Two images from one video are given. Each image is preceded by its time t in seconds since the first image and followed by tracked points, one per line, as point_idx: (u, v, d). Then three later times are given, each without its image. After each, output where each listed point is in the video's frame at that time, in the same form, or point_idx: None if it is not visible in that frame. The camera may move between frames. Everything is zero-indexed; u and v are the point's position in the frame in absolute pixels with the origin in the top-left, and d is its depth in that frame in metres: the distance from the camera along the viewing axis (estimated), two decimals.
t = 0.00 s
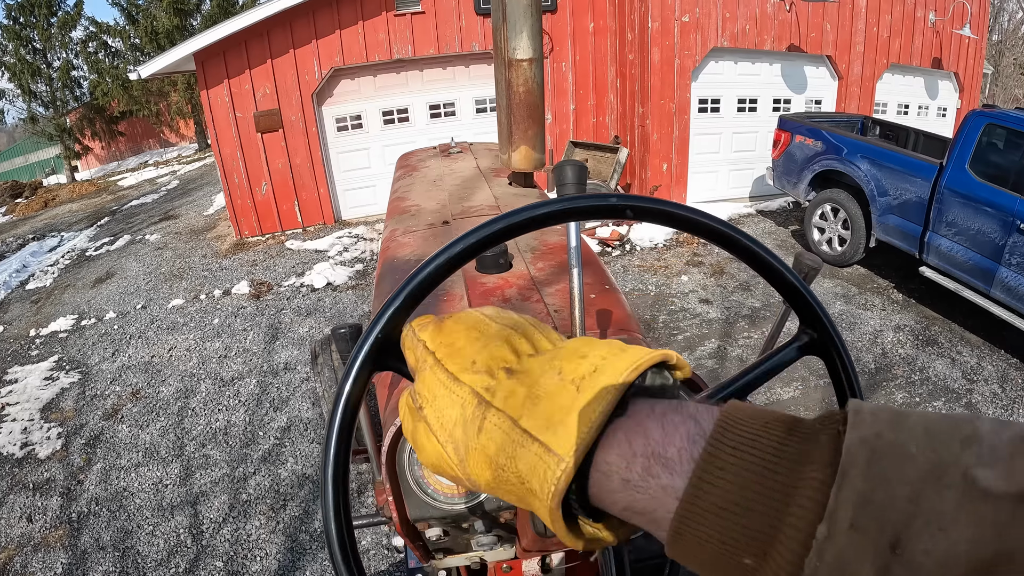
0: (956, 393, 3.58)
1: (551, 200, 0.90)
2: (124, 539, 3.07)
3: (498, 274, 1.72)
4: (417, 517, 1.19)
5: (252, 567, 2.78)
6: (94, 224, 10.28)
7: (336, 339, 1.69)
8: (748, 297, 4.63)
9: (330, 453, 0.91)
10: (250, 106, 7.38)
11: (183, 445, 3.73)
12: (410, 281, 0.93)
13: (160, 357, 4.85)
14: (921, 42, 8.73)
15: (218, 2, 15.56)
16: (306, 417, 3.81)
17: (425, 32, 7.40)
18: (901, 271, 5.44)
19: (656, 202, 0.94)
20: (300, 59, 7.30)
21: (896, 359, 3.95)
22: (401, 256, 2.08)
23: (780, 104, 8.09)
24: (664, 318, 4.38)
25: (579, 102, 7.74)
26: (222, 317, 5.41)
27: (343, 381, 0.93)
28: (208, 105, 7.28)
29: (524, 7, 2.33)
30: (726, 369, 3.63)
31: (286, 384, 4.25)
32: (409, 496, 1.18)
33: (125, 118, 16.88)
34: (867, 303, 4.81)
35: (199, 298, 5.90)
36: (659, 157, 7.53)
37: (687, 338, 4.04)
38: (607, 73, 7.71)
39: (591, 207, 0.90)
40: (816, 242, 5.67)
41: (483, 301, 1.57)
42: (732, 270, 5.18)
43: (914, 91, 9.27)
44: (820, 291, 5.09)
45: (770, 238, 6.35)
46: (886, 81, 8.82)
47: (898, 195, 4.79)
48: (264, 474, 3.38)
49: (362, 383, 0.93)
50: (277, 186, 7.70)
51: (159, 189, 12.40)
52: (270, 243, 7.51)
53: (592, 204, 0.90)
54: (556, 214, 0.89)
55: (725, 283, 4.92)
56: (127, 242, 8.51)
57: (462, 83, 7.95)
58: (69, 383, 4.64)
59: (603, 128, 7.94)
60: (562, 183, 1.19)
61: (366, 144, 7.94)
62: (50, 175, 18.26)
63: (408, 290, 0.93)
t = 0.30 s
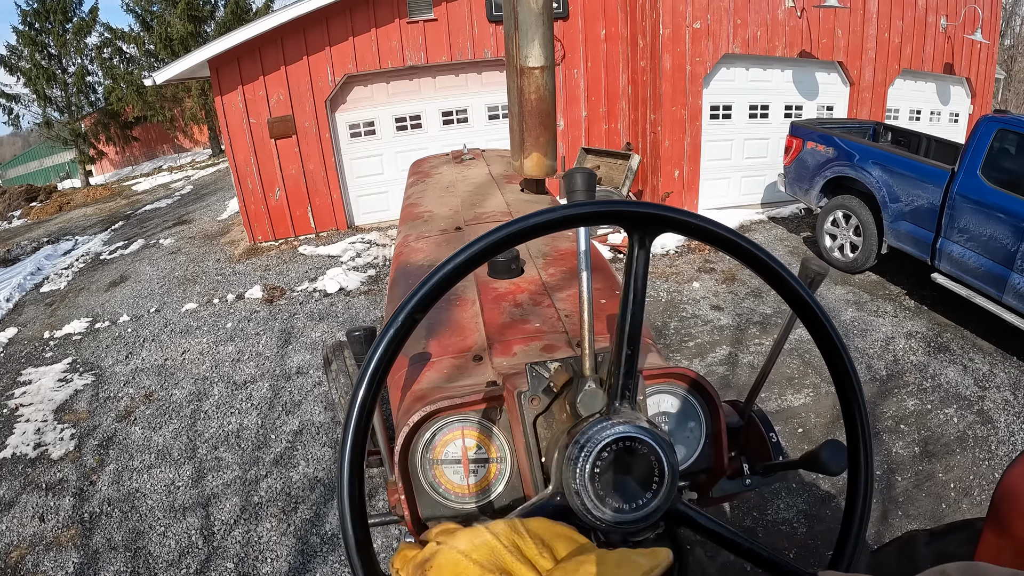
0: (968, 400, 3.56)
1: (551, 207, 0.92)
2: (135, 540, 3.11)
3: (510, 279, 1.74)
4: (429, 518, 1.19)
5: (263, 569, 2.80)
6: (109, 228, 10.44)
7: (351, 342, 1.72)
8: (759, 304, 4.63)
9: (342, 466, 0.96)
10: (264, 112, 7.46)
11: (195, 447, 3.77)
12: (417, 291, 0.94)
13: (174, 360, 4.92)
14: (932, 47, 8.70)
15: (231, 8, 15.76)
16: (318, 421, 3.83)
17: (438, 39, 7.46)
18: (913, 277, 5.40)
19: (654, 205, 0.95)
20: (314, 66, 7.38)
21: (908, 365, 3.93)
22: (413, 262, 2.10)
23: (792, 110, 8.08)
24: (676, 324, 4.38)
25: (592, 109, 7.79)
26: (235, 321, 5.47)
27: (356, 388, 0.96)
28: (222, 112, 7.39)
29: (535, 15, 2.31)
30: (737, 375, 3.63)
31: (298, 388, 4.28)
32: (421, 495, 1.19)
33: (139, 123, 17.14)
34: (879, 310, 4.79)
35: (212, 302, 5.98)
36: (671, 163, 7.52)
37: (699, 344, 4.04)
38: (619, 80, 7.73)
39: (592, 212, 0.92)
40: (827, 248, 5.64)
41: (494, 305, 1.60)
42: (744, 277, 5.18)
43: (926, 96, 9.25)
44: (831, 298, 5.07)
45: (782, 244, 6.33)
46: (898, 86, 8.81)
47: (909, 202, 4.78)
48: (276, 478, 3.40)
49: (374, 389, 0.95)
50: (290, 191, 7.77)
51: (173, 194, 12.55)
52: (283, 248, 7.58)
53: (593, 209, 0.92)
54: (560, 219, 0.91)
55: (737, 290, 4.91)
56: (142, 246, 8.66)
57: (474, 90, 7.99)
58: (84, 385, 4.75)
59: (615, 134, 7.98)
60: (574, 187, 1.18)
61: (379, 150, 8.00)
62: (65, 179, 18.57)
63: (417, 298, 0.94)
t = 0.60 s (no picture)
0: (976, 405, 3.54)
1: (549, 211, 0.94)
2: (143, 539, 3.15)
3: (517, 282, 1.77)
4: (434, 515, 1.24)
5: (270, 570, 2.80)
6: (120, 230, 10.56)
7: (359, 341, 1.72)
8: (767, 309, 4.62)
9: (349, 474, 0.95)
10: (274, 115, 7.51)
11: (203, 448, 3.80)
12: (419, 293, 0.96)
13: (184, 361, 4.96)
14: (941, 51, 8.67)
15: (242, 13, 15.89)
16: (325, 422, 3.84)
17: (447, 44, 7.48)
18: (922, 282, 5.38)
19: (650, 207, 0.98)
20: (324, 70, 7.42)
21: (916, 371, 3.92)
22: (422, 264, 2.11)
23: (801, 115, 8.06)
24: (683, 329, 4.37)
25: (600, 114, 7.81)
26: (244, 323, 5.50)
27: (361, 388, 0.96)
28: (233, 116, 7.45)
29: (543, 21, 2.43)
30: (744, 380, 3.62)
31: (307, 389, 4.29)
32: (427, 494, 1.24)
33: (150, 126, 17.31)
34: (887, 314, 4.77)
35: (222, 304, 6.02)
36: (680, 168, 7.51)
37: (706, 349, 4.03)
38: (628, 84, 7.73)
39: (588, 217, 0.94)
40: (835, 253, 5.62)
41: (502, 307, 1.63)
42: (752, 282, 5.16)
43: (935, 100, 9.21)
44: (839, 302, 5.06)
45: (790, 249, 6.31)
46: (906, 91, 8.77)
47: (918, 206, 4.76)
48: (283, 479, 3.41)
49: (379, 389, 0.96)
50: (300, 195, 7.81)
51: (183, 197, 12.64)
52: (292, 251, 7.62)
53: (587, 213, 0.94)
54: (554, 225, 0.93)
55: (745, 295, 4.90)
56: (151, 248, 8.75)
57: (483, 94, 8.01)
58: (93, 386, 4.83)
59: (624, 139, 7.99)
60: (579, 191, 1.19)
61: (388, 154, 8.03)
62: (76, 181, 18.77)
63: (419, 300, 0.95)
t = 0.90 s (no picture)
0: (983, 409, 3.52)
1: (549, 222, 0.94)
2: (150, 537, 3.18)
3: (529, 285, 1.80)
4: (447, 522, 1.33)
5: (277, 569, 2.81)
6: (128, 231, 10.64)
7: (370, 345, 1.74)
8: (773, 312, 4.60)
9: (369, 498, 0.95)
10: (283, 117, 7.55)
11: (211, 447, 3.81)
12: (428, 313, 0.97)
13: (191, 361, 4.98)
14: (948, 54, 8.66)
15: (250, 15, 15.97)
16: (333, 422, 3.85)
17: (455, 46, 7.51)
18: (930, 285, 5.36)
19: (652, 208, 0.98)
20: (332, 73, 7.46)
21: (923, 374, 3.90)
22: (432, 268, 2.11)
23: (808, 118, 8.04)
24: (690, 331, 4.37)
25: (608, 117, 7.81)
26: (252, 323, 5.52)
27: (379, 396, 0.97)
28: (241, 118, 7.50)
29: (554, 23, 2.39)
30: (751, 383, 3.61)
31: (315, 390, 4.30)
32: (441, 501, 1.33)
33: (158, 127, 17.41)
34: (894, 318, 4.75)
35: (229, 305, 6.04)
36: (687, 171, 7.51)
37: (713, 351, 4.03)
38: (635, 87, 7.73)
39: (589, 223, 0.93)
40: (842, 256, 5.60)
41: (514, 311, 1.66)
42: (758, 285, 5.15)
43: (942, 103, 9.18)
44: (846, 306, 5.05)
45: (797, 252, 6.30)
46: (914, 94, 8.74)
47: (925, 210, 4.75)
48: (291, 478, 3.42)
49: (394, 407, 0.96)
50: (308, 197, 7.84)
51: (191, 199, 12.71)
52: (300, 252, 7.65)
53: (589, 221, 0.93)
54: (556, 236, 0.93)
55: (752, 298, 4.89)
56: (159, 249, 8.81)
57: (491, 97, 8.02)
58: (101, 385, 4.87)
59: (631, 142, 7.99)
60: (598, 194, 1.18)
61: (396, 156, 8.04)
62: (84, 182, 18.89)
63: (438, 308, 0.96)
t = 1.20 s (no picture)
0: (983, 406, 3.54)
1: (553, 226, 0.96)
2: (159, 529, 3.23)
3: (541, 286, 1.94)
4: (463, 522, 1.27)
5: (284, 560, 2.86)
6: (135, 231, 10.73)
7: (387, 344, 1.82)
8: (776, 310, 4.64)
9: (390, 506, 0.94)
10: (289, 118, 7.62)
11: (218, 441, 3.86)
12: (439, 326, 0.96)
13: (199, 358, 5.03)
14: (951, 55, 8.68)
15: (256, 16, 16.06)
16: (339, 418, 3.89)
17: (460, 47, 7.56)
18: (931, 285, 5.38)
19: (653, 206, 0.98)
20: (338, 74, 7.51)
21: (923, 372, 3.93)
22: (443, 267, 2.16)
23: (810, 119, 8.05)
24: (692, 329, 4.41)
25: (612, 117, 7.85)
26: (259, 321, 5.56)
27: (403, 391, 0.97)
28: (248, 118, 7.57)
29: (566, 23, 2.38)
30: (753, 380, 3.65)
31: (322, 385, 4.35)
32: (457, 500, 1.27)
33: (163, 128, 17.51)
34: (895, 317, 4.78)
35: (236, 303, 6.09)
36: (690, 171, 7.55)
37: (716, 349, 4.06)
38: (638, 88, 7.75)
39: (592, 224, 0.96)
40: (844, 256, 5.61)
41: (529, 312, 1.79)
42: (760, 284, 5.18)
43: (945, 104, 9.21)
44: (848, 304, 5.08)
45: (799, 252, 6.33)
46: (916, 95, 8.75)
47: (926, 209, 4.78)
48: (297, 472, 3.46)
49: (412, 418, 0.95)
50: (314, 196, 7.90)
51: (196, 199, 12.78)
52: (306, 251, 7.70)
53: (593, 222, 0.96)
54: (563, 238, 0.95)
55: (754, 296, 4.92)
56: (166, 248, 8.88)
57: (496, 98, 8.05)
58: (110, 381, 4.93)
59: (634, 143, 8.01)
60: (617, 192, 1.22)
61: (401, 156, 8.08)
62: (90, 182, 19.00)
63: (461, 305, 0.96)
